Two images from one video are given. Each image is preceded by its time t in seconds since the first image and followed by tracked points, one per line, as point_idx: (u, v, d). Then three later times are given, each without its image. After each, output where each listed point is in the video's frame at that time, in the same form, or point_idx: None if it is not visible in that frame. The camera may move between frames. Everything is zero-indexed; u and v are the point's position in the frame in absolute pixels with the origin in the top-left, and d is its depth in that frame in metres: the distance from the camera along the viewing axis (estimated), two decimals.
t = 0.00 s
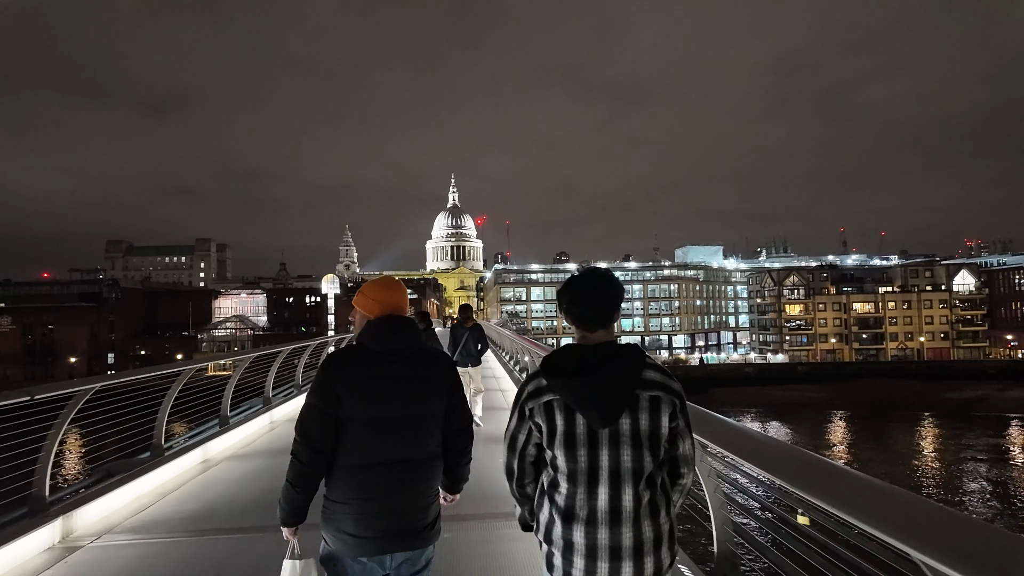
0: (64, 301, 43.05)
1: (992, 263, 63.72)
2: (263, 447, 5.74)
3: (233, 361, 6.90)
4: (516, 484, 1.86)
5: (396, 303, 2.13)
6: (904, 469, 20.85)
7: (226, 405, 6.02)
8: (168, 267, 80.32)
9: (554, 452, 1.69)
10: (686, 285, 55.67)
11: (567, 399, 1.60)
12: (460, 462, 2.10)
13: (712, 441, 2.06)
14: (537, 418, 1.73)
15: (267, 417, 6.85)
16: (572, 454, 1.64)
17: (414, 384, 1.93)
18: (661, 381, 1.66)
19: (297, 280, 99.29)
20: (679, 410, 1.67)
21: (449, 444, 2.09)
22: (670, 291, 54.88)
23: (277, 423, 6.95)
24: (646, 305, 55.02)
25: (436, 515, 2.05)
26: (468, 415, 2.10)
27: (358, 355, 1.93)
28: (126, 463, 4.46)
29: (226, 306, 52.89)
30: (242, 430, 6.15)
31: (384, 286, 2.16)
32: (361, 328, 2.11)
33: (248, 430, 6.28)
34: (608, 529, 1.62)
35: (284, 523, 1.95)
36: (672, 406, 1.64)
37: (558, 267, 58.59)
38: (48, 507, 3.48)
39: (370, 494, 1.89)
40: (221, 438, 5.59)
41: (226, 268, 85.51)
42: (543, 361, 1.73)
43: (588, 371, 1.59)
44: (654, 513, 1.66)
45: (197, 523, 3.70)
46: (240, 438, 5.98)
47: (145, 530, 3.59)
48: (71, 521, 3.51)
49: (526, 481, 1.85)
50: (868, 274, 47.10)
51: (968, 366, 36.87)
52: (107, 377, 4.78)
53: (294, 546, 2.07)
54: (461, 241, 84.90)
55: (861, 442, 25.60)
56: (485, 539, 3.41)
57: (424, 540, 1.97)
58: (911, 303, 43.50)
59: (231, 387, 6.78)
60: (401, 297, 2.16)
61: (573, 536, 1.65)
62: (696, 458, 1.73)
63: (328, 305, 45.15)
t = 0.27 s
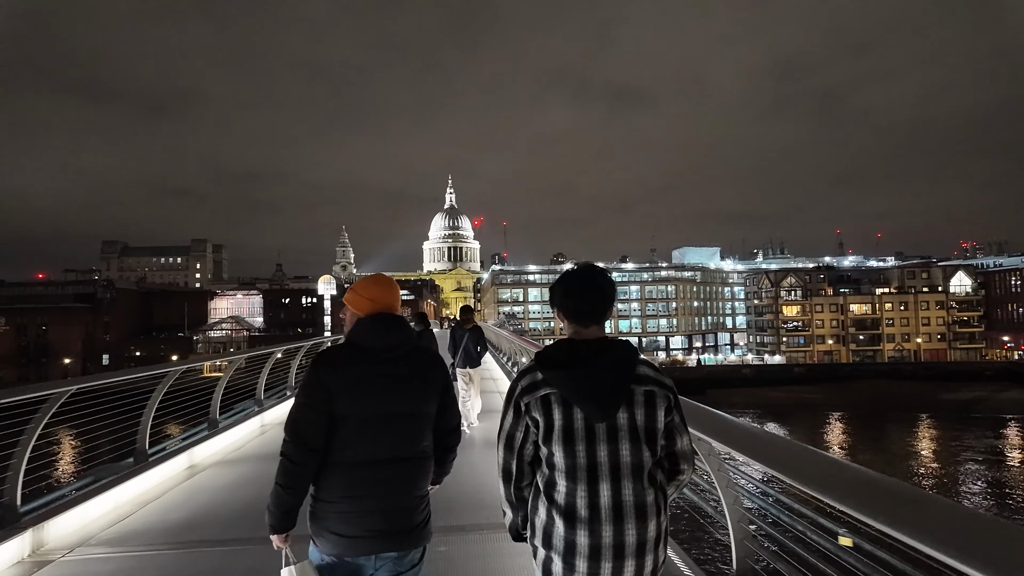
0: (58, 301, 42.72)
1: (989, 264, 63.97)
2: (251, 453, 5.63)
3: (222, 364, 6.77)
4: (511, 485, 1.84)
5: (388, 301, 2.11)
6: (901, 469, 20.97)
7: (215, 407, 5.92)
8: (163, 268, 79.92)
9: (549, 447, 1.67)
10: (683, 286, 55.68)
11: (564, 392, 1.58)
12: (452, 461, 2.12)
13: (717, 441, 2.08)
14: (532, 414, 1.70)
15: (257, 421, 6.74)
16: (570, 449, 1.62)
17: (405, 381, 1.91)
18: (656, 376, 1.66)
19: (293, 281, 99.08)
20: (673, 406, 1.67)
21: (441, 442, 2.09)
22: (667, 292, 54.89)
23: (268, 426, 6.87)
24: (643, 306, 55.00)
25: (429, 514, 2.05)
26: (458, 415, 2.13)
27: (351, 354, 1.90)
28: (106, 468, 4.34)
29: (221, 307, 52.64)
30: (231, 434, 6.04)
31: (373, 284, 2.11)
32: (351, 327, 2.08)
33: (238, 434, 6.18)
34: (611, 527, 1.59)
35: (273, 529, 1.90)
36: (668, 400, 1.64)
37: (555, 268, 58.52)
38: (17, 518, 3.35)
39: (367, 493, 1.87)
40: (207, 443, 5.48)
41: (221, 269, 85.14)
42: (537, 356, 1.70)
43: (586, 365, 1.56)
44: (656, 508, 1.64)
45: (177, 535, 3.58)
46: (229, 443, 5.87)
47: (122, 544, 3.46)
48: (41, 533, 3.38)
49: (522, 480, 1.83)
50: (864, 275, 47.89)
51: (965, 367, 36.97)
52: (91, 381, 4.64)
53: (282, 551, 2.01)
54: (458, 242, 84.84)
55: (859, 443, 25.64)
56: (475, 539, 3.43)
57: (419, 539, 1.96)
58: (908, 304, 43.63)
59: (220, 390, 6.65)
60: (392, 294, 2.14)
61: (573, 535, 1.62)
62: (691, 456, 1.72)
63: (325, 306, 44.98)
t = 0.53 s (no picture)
0: (54, 302, 42.59)
1: (986, 265, 64.20)
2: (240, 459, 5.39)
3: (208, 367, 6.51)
4: (510, 488, 1.82)
5: (358, 304, 2.09)
6: (899, 469, 21.06)
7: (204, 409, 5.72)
8: (160, 269, 79.76)
9: (551, 450, 1.66)
10: (682, 287, 55.71)
11: (567, 394, 1.57)
12: (428, 466, 2.10)
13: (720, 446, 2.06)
14: (536, 416, 1.69)
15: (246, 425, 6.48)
16: (572, 453, 1.61)
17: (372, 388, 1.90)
18: (659, 382, 1.65)
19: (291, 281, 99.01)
20: (675, 410, 1.66)
21: (414, 446, 2.07)
22: (665, 293, 54.93)
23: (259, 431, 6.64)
24: (641, 307, 55.02)
25: (405, 521, 2.04)
26: (435, 416, 2.10)
27: (317, 360, 1.88)
28: (87, 474, 4.09)
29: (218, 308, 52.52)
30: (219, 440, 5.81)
31: (345, 288, 2.10)
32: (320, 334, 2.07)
33: (227, 439, 5.94)
34: (611, 531, 1.58)
35: (249, 539, 1.89)
36: (670, 408, 1.63)
37: (553, 268, 58.46)
38: None
39: (341, 500, 1.85)
40: (195, 449, 5.24)
41: (218, 269, 84.97)
42: (539, 358, 1.70)
43: (592, 368, 1.54)
44: (657, 512, 1.63)
45: (156, 550, 3.30)
46: (218, 448, 5.63)
47: (97, 560, 3.18)
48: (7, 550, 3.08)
49: (522, 483, 1.82)
50: (863, 275, 48.02)
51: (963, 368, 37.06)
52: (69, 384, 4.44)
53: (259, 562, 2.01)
54: (456, 242, 84.86)
55: (857, 444, 25.66)
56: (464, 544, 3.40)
57: (393, 547, 1.94)
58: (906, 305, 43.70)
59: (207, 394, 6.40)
60: (364, 299, 2.12)
61: (573, 537, 1.61)
62: (691, 460, 1.71)
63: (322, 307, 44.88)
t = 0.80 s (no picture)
0: (52, 302, 42.58)
1: (987, 266, 64.15)
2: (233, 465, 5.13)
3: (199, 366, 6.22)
4: (512, 477, 1.81)
5: (345, 297, 2.11)
6: (900, 470, 21.08)
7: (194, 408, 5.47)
8: (159, 269, 79.76)
9: (552, 440, 1.65)
10: (681, 287, 55.74)
11: (570, 384, 1.55)
12: (414, 463, 2.08)
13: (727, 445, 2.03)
14: (538, 406, 1.68)
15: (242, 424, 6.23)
16: (573, 444, 1.59)
17: (349, 386, 1.89)
18: (667, 374, 1.62)
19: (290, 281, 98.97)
20: (681, 404, 1.63)
21: (397, 442, 2.04)
22: (665, 293, 54.95)
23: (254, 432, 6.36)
24: (641, 307, 55.02)
25: (388, 517, 2.01)
26: (421, 412, 2.07)
27: (292, 350, 1.92)
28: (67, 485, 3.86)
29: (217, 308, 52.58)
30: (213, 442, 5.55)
31: (335, 278, 2.12)
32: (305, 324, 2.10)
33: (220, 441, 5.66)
34: (608, 521, 1.56)
35: (226, 524, 1.95)
36: (676, 400, 1.60)
37: (553, 268, 58.40)
38: None
39: (314, 494, 1.85)
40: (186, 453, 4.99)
41: (217, 269, 85.01)
42: (543, 348, 1.69)
43: (592, 358, 1.53)
44: (658, 506, 1.61)
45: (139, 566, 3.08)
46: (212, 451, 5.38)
47: None
48: None
49: (523, 473, 1.80)
50: (863, 275, 48.08)
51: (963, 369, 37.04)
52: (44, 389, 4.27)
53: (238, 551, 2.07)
54: (456, 243, 84.84)
55: (857, 444, 25.66)
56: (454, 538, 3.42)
57: (373, 542, 1.92)
58: (907, 306, 43.71)
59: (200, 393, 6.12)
60: (353, 292, 2.15)
61: (567, 529, 1.60)
62: (695, 455, 1.68)
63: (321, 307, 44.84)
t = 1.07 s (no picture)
0: (50, 302, 42.47)
1: (987, 267, 64.23)
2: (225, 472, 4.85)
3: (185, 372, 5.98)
4: (514, 490, 1.78)
5: (350, 306, 2.09)
6: (900, 472, 21.08)
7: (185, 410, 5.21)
8: (157, 269, 79.62)
9: (549, 455, 1.64)
10: (681, 288, 55.73)
11: (565, 398, 1.54)
12: (414, 479, 2.04)
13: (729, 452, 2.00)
14: (535, 419, 1.68)
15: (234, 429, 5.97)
16: (569, 457, 1.58)
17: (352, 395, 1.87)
18: (666, 385, 1.60)
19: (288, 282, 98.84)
20: (682, 416, 1.61)
21: (398, 455, 2.00)
22: (665, 294, 54.92)
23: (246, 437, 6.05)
24: (641, 308, 54.99)
25: (389, 529, 1.98)
26: (423, 424, 2.03)
27: (295, 360, 1.92)
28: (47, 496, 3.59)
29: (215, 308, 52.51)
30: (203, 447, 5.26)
31: (343, 287, 2.11)
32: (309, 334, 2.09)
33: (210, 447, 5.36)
34: (608, 535, 1.54)
35: (223, 529, 1.94)
36: (675, 412, 1.58)
37: (552, 269, 58.27)
38: None
39: (313, 504, 1.83)
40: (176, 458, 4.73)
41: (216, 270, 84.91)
42: (542, 362, 1.68)
43: (587, 372, 1.52)
44: (661, 520, 1.58)
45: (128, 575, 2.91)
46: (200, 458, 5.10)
47: None
48: None
49: (525, 485, 1.77)
50: (863, 277, 48.09)
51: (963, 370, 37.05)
52: (24, 392, 4.08)
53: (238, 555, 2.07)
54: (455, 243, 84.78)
55: (857, 446, 25.62)
56: (453, 529, 3.43)
57: (373, 554, 1.89)
58: (907, 307, 43.71)
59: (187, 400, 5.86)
60: (361, 301, 2.14)
61: (564, 541, 1.59)
62: (698, 467, 1.66)
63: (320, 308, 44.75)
